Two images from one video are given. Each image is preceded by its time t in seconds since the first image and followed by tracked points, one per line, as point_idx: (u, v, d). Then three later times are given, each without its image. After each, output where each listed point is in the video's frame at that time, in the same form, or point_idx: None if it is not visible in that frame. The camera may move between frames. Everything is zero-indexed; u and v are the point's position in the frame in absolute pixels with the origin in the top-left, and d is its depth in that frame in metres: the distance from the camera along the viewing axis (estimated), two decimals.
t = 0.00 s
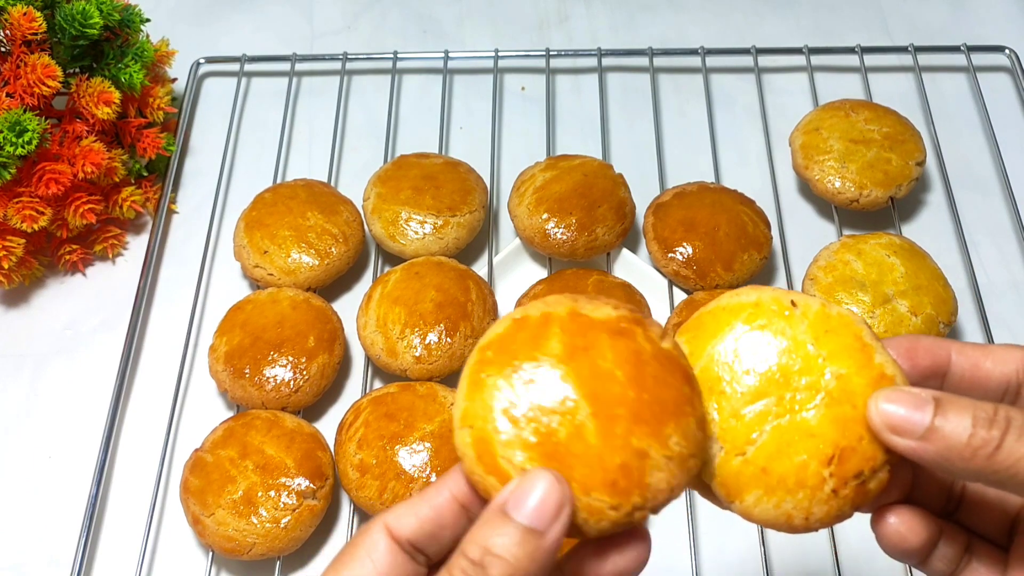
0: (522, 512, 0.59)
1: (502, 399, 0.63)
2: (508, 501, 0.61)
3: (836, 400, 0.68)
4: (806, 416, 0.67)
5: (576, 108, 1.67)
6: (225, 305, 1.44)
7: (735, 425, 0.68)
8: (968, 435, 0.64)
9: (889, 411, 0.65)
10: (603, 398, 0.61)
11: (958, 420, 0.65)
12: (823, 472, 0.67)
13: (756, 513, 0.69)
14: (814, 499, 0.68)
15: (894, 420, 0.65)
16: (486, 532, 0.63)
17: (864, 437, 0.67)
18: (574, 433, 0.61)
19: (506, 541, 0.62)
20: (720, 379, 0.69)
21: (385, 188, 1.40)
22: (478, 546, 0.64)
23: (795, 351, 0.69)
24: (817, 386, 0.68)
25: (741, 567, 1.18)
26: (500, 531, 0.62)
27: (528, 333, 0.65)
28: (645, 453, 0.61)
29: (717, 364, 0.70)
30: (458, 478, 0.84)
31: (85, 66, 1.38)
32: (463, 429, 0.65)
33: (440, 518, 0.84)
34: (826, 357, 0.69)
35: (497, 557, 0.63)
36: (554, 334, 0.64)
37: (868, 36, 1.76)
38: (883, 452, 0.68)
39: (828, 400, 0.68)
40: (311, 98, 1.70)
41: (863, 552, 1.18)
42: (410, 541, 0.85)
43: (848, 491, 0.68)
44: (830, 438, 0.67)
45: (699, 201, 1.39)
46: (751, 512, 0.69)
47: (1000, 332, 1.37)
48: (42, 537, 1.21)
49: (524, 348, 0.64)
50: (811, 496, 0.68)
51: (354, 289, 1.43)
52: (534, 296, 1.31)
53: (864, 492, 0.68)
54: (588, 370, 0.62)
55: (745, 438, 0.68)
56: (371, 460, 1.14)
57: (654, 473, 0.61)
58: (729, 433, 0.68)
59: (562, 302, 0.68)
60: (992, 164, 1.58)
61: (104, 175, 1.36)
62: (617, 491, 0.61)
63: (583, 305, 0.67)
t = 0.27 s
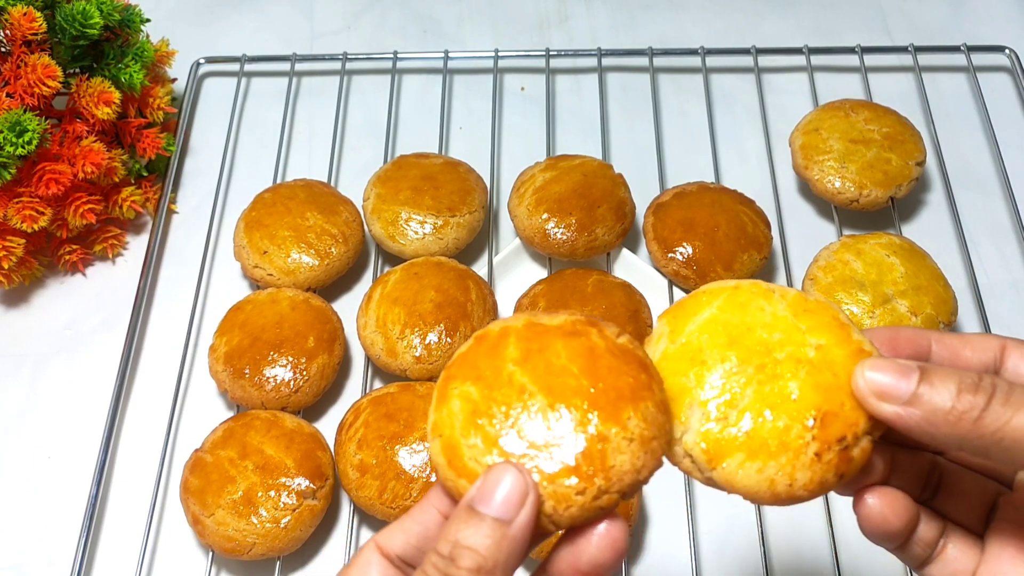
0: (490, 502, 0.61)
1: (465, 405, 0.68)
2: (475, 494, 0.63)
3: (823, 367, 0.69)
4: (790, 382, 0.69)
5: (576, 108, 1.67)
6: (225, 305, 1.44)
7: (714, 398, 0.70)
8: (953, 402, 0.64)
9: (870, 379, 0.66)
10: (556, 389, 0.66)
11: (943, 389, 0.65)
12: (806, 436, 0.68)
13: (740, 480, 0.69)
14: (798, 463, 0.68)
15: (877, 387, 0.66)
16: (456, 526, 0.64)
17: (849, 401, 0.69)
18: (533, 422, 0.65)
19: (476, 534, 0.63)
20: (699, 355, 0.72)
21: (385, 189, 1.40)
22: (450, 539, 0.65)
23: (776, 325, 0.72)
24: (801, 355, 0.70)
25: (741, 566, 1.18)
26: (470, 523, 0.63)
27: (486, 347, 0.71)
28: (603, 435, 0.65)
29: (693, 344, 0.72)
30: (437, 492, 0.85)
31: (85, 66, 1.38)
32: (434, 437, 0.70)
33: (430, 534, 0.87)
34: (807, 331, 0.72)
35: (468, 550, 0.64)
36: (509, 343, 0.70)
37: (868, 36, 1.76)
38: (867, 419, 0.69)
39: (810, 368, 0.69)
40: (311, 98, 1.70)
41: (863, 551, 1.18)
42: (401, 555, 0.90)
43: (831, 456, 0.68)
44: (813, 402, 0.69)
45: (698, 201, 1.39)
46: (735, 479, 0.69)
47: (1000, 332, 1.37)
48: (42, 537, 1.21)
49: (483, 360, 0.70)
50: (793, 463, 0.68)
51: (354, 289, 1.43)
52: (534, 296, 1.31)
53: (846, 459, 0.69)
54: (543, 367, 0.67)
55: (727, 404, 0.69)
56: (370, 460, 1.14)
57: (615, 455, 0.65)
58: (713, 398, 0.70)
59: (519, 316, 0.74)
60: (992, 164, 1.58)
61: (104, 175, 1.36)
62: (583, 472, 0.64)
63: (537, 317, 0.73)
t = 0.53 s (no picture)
0: (484, 506, 0.61)
1: (456, 404, 0.67)
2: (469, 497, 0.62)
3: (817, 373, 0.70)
4: (785, 385, 0.69)
5: (576, 108, 1.67)
6: (225, 305, 1.44)
7: (711, 394, 0.70)
8: (947, 413, 0.64)
9: (864, 391, 0.67)
10: (553, 394, 0.66)
11: (936, 400, 0.65)
12: (795, 437, 0.68)
13: (726, 477, 0.68)
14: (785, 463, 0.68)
15: (869, 399, 0.67)
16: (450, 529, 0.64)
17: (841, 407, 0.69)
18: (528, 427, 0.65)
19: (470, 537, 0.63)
20: (693, 353, 0.72)
21: (385, 189, 1.40)
22: (445, 543, 0.64)
23: (774, 328, 0.72)
24: (797, 359, 0.70)
25: (741, 566, 1.18)
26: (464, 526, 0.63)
27: (477, 344, 0.70)
28: (599, 440, 0.65)
29: (689, 342, 0.73)
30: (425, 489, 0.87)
31: (85, 66, 1.38)
32: (423, 436, 0.69)
33: (410, 530, 0.88)
34: (805, 336, 0.72)
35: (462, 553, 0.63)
36: (501, 341, 0.69)
37: (868, 36, 1.76)
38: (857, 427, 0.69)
39: (804, 373, 0.70)
40: (311, 98, 1.70)
41: (862, 551, 1.18)
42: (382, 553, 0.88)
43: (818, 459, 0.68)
44: (806, 404, 0.69)
45: (698, 201, 1.39)
46: (721, 476, 0.69)
47: (1000, 332, 1.37)
48: (42, 537, 1.21)
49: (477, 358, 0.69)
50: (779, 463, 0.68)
51: (354, 289, 1.43)
52: (534, 296, 1.31)
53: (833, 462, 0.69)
54: (536, 368, 0.67)
55: (718, 402, 0.69)
56: (370, 460, 1.14)
57: (609, 459, 0.65)
58: (706, 395, 0.70)
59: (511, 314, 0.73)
60: (992, 164, 1.58)
61: (104, 175, 1.36)
62: (574, 477, 0.64)
63: (527, 315, 0.72)
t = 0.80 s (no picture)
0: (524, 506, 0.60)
1: (505, 392, 0.62)
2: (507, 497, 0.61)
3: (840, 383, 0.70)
4: (806, 393, 0.69)
5: (576, 108, 1.67)
6: (225, 305, 1.44)
7: (732, 398, 0.70)
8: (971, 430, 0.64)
9: (887, 405, 0.66)
10: (598, 388, 0.63)
11: (959, 417, 0.65)
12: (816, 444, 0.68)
13: (744, 482, 0.69)
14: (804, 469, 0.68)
15: (893, 413, 0.66)
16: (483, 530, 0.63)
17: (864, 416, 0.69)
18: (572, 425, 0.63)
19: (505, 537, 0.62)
20: (715, 359, 0.73)
21: (385, 189, 1.40)
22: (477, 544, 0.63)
23: (796, 339, 0.73)
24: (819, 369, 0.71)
25: (740, 566, 1.18)
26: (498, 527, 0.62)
27: (525, 316, 0.63)
28: (630, 439, 0.65)
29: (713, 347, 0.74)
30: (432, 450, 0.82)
31: (85, 66, 1.38)
32: (457, 420, 0.64)
33: (413, 496, 0.83)
34: (828, 346, 0.72)
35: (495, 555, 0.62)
36: (553, 315, 0.63)
37: (868, 36, 1.76)
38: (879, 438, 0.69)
39: (825, 384, 0.70)
40: (311, 98, 1.70)
41: (863, 551, 1.18)
42: (385, 522, 0.84)
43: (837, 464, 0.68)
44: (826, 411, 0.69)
45: (698, 201, 1.39)
46: (739, 481, 0.69)
47: (1000, 332, 1.37)
48: (42, 537, 1.21)
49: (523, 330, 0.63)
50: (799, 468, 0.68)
51: (354, 289, 1.43)
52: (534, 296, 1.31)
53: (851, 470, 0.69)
54: (583, 351, 0.63)
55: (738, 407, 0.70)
56: (370, 460, 1.14)
57: (636, 452, 0.66)
58: (726, 401, 0.70)
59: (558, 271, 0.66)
60: (993, 164, 1.58)
61: (104, 175, 1.36)
62: (602, 477, 0.64)
63: (573, 275, 0.66)
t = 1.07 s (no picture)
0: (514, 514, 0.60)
1: (482, 407, 0.63)
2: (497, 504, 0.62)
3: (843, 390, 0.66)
4: (806, 399, 0.67)
5: (576, 108, 1.67)
6: (225, 305, 1.44)
7: (731, 389, 0.68)
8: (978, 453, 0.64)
9: (897, 420, 0.63)
10: (582, 393, 0.61)
11: (968, 438, 0.64)
12: (807, 454, 0.66)
13: (729, 473, 0.69)
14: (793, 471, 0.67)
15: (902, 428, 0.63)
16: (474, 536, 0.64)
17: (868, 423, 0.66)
18: (555, 432, 0.61)
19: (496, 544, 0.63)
20: (725, 343, 0.69)
21: (385, 188, 1.40)
22: (467, 551, 0.64)
23: (813, 334, 0.67)
24: (826, 376, 0.67)
25: (740, 566, 1.18)
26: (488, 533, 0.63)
27: (495, 328, 0.63)
28: (626, 437, 0.63)
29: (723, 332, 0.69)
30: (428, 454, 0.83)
31: (85, 66, 1.38)
32: (441, 435, 0.66)
33: (421, 499, 0.84)
34: (843, 344, 0.67)
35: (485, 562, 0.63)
36: (527, 324, 0.62)
37: (868, 36, 1.76)
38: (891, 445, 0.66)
39: (830, 391, 0.66)
40: (311, 98, 1.70)
41: (863, 551, 1.18)
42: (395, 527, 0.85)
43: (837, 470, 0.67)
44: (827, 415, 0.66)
45: (698, 201, 1.39)
46: (723, 471, 0.70)
47: (1000, 332, 1.37)
48: (42, 537, 1.21)
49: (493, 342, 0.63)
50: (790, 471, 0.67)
51: (354, 289, 1.43)
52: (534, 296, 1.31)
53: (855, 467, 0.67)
54: (557, 354, 0.61)
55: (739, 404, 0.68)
56: (370, 460, 1.14)
57: (633, 452, 0.64)
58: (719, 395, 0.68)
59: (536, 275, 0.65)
60: (993, 164, 1.58)
61: (104, 175, 1.36)
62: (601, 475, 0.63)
63: (548, 280, 0.64)
